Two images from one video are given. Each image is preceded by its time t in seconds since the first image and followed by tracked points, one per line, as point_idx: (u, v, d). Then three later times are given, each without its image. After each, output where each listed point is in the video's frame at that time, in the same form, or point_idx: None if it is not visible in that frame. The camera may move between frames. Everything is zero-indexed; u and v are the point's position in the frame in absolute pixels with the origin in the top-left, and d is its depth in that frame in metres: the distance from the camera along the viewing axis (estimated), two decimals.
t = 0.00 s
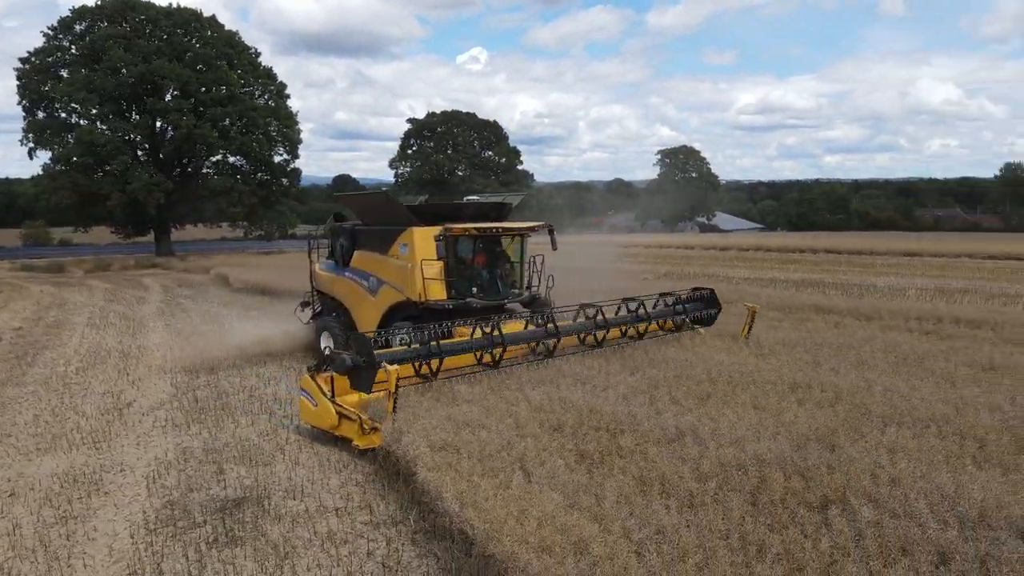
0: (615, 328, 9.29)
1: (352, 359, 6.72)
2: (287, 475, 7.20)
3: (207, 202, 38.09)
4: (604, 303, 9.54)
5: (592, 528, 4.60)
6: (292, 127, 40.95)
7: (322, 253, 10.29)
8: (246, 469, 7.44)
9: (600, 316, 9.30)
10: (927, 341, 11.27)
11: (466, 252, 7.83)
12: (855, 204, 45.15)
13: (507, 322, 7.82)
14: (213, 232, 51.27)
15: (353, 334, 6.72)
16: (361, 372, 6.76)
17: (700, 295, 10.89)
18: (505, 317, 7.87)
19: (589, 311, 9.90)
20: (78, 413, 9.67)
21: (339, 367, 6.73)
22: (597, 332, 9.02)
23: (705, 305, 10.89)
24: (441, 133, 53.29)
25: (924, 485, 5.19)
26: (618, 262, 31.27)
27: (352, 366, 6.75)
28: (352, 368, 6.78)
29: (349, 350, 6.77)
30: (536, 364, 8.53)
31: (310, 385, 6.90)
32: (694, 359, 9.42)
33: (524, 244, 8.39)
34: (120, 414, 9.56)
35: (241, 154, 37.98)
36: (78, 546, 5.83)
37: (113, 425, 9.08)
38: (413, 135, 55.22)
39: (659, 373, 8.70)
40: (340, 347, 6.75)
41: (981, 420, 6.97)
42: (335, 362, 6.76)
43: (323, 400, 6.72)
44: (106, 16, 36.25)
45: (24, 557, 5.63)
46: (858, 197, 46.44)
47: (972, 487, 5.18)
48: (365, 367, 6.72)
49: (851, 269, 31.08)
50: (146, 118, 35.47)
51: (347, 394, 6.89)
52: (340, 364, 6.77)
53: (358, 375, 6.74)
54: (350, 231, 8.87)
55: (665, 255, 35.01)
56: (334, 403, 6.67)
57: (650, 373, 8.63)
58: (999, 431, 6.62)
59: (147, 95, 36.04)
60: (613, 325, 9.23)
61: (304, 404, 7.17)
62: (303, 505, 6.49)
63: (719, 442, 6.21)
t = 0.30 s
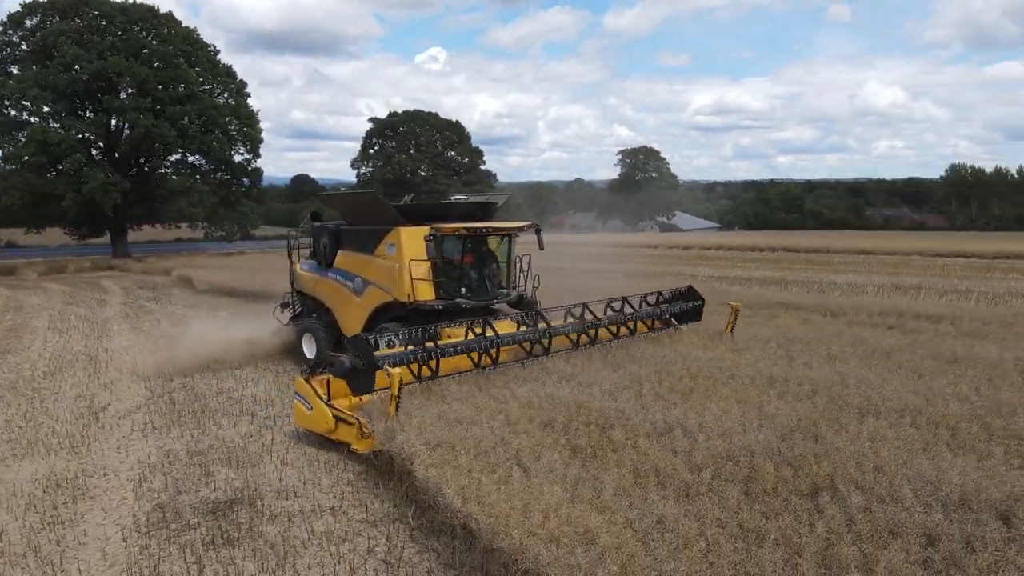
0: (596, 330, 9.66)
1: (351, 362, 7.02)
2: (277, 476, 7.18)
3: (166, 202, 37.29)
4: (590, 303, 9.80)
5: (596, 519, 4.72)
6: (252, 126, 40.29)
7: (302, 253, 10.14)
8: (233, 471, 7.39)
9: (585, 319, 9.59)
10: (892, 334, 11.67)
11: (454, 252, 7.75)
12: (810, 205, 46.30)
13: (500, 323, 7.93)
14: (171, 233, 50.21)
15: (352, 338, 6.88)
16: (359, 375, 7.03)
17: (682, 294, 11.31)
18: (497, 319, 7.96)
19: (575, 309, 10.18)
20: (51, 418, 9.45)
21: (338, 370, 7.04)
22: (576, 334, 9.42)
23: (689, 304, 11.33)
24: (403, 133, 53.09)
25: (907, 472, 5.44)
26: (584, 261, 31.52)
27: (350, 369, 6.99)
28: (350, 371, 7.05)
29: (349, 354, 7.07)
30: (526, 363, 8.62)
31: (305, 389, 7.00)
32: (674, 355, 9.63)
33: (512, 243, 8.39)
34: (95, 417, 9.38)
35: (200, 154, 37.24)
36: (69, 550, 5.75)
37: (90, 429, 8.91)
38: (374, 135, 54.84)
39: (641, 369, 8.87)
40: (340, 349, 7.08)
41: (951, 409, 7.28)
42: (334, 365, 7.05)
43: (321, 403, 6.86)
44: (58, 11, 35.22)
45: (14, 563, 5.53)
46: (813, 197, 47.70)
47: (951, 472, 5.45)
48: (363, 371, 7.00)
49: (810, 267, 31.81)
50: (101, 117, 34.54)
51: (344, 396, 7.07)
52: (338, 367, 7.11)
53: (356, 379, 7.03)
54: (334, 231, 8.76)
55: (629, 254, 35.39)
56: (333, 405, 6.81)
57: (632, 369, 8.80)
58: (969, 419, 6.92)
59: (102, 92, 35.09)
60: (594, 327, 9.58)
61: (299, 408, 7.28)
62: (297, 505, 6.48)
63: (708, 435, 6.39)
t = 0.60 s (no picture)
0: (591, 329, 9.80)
1: (355, 363, 6.99)
2: (273, 476, 7.17)
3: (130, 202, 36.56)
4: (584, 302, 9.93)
5: (605, 511, 4.85)
6: (218, 125, 39.65)
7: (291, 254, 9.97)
8: (227, 472, 7.36)
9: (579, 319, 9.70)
10: (864, 330, 12.01)
11: (447, 252, 7.64)
12: (774, 204, 47.21)
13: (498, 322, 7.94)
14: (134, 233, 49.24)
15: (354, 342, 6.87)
16: (363, 376, 6.99)
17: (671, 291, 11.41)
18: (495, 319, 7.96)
19: (569, 309, 10.31)
20: (32, 422, 9.28)
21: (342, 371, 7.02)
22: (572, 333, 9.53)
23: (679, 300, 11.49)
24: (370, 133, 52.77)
25: (894, 460, 5.66)
26: (555, 261, 31.74)
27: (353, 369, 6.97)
28: (353, 372, 7.03)
29: (353, 356, 7.03)
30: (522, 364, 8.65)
31: (307, 391, 6.96)
32: (660, 352, 9.80)
33: (506, 242, 8.33)
34: (78, 421, 9.24)
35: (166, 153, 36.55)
36: (68, 554, 5.69)
37: (74, 433, 8.77)
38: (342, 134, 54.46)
39: (630, 366, 9.03)
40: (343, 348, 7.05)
41: (930, 400, 7.56)
42: (337, 366, 7.02)
43: (324, 405, 6.83)
44: (16, 6, 34.24)
45: (13, 568, 5.46)
46: (776, 197, 48.63)
47: (936, 460, 5.70)
48: (367, 372, 6.96)
49: (776, 265, 32.40)
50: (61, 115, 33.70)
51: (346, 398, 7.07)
52: (342, 367, 7.07)
53: (360, 380, 7.00)
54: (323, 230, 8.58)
55: (600, 253, 35.63)
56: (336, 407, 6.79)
57: (621, 366, 8.94)
58: (947, 410, 7.20)
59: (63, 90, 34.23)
60: (589, 326, 9.70)
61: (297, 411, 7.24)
62: (296, 504, 6.49)
63: (702, 429, 6.57)
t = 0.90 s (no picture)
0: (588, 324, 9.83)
1: (360, 359, 6.75)
2: (269, 476, 7.15)
3: (94, 202, 35.80)
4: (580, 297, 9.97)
5: (613, 503, 4.96)
6: (185, 124, 39.01)
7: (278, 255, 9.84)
8: (223, 473, 7.32)
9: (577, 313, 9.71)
10: (839, 326, 12.31)
11: (437, 250, 7.65)
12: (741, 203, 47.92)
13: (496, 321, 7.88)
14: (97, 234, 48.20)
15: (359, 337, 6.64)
16: (368, 373, 6.73)
17: (661, 288, 11.52)
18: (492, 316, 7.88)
19: (565, 304, 10.35)
20: (14, 426, 9.11)
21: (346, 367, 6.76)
22: (571, 328, 9.56)
23: (670, 296, 11.60)
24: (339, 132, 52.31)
25: (884, 450, 5.87)
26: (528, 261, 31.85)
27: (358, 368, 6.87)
28: (357, 368, 6.77)
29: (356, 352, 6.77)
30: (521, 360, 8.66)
31: (310, 392, 6.95)
32: (646, 349, 9.96)
33: (501, 242, 8.29)
34: (61, 424, 9.09)
35: (131, 153, 35.85)
36: (69, 557, 5.63)
37: (59, 437, 8.63)
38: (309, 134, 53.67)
39: (619, 362, 9.17)
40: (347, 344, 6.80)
41: (909, 393, 7.81)
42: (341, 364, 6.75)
43: (328, 406, 6.82)
44: None
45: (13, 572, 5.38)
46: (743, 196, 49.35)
47: (920, 449, 5.94)
48: (373, 369, 6.72)
49: (745, 263, 32.93)
50: (22, 113, 32.85)
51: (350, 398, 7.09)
52: (345, 364, 6.81)
53: (364, 377, 6.75)
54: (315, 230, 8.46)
55: (572, 252, 35.83)
56: (340, 407, 6.79)
57: (611, 363, 9.07)
58: (926, 402, 7.46)
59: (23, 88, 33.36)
60: (587, 320, 9.74)
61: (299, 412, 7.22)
62: (297, 503, 6.50)
63: (696, 422, 6.72)
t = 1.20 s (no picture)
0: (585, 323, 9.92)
1: (368, 361, 6.80)
2: (265, 476, 7.15)
3: (56, 203, 34.93)
4: (574, 296, 10.07)
5: (620, 494, 5.08)
6: (150, 122, 38.25)
7: (265, 253, 9.71)
8: (218, 473, 7.29)
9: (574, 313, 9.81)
10: (816, 323, 12.57)
11: (433, 251, 7.48)
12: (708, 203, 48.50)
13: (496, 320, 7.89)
14: (57, 236, 47.03)
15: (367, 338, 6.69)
16: (377, 374, 6.80)
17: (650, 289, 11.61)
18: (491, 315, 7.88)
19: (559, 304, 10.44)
20: None
21: (355, 370, 6.79)
22: (568, 327, 9.64)
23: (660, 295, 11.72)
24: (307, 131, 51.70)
25: (873, 440, 6.09)
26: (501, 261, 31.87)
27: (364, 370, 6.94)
28: (365, 370, 6.81)
29: (365, 354, 6.84)
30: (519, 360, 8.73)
31: (315, 394, 7.01)
32: (633, 346, 10.10)
33: (496, 241, 8.17)
34: (44, 428, 8.94)
35: (94, 152, 35.06)
36: (70, 561, 5.57)
37: (43, 440, 8.49)
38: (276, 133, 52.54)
39: (607, 359, 9.31)
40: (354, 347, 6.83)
41: (891, 386, 8.04)
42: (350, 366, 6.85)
43: (333, 407, 6.87)
44: None
45: None
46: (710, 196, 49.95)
47: (906, 438, 6.17)
48: (381, 370, 6.79)
49: (714, 262, 33.32)
50: None
51: (355, 399, 7.14)
52: (353, 365, 6.89)
53: (372, 379, 6.81)
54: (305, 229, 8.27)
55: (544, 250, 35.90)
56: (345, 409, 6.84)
57: (599, 360, 9.20)
58: (909, 394, 7.70)
59: None
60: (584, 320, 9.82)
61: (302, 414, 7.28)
62: (297, 502, 6.50)
63: (690, 417, 6.88)
